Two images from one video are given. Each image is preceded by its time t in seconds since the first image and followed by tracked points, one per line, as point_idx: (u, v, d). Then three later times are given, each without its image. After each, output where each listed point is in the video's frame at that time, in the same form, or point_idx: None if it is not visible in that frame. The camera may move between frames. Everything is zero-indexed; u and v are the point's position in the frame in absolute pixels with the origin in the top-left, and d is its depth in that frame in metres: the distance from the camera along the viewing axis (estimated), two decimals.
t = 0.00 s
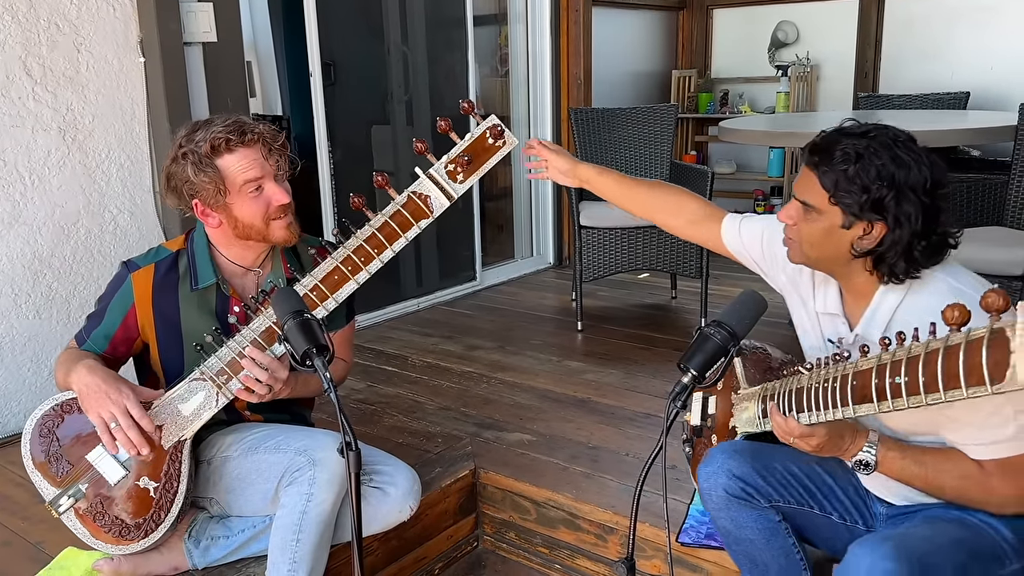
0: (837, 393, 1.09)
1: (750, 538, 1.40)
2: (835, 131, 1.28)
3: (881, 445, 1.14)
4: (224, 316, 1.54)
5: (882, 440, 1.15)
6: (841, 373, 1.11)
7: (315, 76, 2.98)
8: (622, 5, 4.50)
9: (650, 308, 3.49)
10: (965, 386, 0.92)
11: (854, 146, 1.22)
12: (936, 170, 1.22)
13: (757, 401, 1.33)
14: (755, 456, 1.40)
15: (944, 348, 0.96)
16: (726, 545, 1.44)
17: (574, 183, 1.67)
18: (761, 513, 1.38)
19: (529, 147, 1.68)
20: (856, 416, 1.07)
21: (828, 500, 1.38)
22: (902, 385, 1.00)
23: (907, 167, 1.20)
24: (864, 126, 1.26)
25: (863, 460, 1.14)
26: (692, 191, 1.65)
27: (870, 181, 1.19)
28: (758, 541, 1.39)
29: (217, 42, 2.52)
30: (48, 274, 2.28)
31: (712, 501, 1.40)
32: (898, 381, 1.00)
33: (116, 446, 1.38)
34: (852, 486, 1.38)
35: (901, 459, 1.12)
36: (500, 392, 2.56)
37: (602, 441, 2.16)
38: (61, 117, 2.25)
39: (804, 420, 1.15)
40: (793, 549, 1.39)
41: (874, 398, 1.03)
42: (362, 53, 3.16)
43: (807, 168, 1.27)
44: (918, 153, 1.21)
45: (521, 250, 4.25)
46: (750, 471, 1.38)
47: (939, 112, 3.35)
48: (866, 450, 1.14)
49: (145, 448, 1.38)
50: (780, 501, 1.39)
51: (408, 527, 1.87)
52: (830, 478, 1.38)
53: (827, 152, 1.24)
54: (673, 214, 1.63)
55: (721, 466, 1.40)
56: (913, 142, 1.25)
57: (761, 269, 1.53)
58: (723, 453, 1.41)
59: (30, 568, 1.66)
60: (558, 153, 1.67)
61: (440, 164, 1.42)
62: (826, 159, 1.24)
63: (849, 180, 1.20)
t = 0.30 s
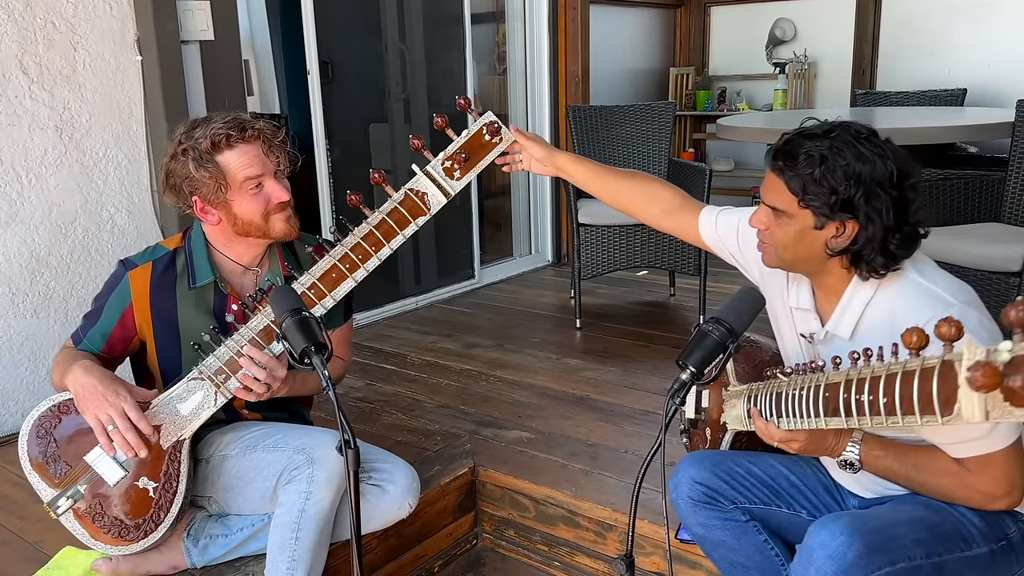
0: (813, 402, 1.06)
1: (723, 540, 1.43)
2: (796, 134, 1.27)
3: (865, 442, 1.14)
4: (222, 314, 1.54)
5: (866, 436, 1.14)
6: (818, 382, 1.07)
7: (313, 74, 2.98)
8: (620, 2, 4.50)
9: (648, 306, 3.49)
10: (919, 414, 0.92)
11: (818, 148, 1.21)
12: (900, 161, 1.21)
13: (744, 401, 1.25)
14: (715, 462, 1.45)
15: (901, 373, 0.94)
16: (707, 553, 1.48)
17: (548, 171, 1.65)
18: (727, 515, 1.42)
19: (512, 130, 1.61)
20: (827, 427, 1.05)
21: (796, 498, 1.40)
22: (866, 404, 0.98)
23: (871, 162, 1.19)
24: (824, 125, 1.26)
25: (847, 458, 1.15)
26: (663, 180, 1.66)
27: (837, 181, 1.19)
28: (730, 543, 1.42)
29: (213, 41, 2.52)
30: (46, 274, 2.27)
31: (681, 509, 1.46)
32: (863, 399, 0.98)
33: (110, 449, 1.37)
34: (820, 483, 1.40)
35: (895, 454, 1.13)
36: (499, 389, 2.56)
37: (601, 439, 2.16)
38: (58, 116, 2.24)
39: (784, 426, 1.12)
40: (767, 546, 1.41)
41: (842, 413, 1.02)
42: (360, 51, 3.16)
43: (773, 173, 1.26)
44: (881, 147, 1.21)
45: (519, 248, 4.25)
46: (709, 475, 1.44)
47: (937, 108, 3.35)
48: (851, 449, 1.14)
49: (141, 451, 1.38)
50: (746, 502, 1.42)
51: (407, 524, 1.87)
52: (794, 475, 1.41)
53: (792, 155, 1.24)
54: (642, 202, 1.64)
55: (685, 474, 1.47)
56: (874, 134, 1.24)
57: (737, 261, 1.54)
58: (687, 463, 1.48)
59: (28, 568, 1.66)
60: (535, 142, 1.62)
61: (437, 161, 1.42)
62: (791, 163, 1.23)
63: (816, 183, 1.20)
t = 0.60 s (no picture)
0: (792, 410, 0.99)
1: (709, 540, 1.44)
2: (786, 125, 1.27)
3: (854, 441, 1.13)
4: (217, 312, 1.53)
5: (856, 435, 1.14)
6: (797, 391, 1.00)
7: (308, 71, 2.97)
8: None
9: (645, 302, 3.49)
10: (871, 440, 0.84)
11: (806, 141, 1.21)
12: (885, 160, 1.22)
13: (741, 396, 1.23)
14: (699, 463, 1.47)
15: (862, 397, 0.86)
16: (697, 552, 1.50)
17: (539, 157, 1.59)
18: (711, 513, 1.43)
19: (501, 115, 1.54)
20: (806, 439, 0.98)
21: (780, 496, 1.40)
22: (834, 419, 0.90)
23: (857, 159, 1.19)
24: (813, 119, 1.26)
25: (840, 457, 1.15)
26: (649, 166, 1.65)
27: (822, 177, 1.19)
28: (716, 541, 1.43)
29: (208, 38, 2.51)
30: (41, 272, 2.27)
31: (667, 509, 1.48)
32: (831, 416, 0.90)
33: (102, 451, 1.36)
34: (805, 482, 1.39)
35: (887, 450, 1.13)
36: (496, 387, 2.55)
37: (599, 435, 2.16)
38: (52, 114, 2.23)
39: (772, 428, 1.07)
40: (754, 542, 1.41)
41: (816, 426, 0.93)
42: (355, 48, 3.15)
43: (758, 162, 1.26)
44: (867, 145, 1.21)
45: (516, 245, 4.25)
46: (694, 476, 1.45)
47: (934, 103, 3.35)
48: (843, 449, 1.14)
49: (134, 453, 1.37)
50: (730, 500, 1.43)
51: (404, 522, 1.87)
52: (779, 474, 1.41)
53: (778, 147, 1.24)
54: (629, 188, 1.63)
55: (670, 476, 1.49)
56: (862, 132, 1.25)
57: (719, 250, 1.55)
58: (674, 463, 1.49)
59: (24, 567, 1.66)
60: (522, 129, 1.55)
61: (434, 156, 1.42)
62: (778, 154, 1.23)
63: (801, 176, 1.20)
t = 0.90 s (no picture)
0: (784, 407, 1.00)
1: (705, 534, 1.44)
2: (778, 117, 1.27)
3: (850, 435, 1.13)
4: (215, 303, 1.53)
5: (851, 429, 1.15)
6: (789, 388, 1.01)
7: (304, 67, 2.97)
8: None
9: (644, 297, 3.48)
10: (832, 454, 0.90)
11: (797, 134, 1.21)
12: (878, 150, 1.21)
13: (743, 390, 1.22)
14: (694, 458, 1.46)
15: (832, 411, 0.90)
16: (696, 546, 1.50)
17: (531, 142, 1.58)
18: (706, 508, 1.43)
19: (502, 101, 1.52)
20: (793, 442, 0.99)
21: (774, 489, 1.40)
22: (815, 426, 0.92)
23: (849, 150, 1.19)
24: (805, 111, 1.25)
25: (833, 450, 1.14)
26: (647, 156, 1.63)
27: (815, 169, 1.19)
28: (713, 536, 1.43)
29: (204, 34, 2.50)
30: (38, 270, 2.26)
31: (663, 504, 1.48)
32: (812, 422, 0.92)
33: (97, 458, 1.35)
34: (800, 475, 1.39)
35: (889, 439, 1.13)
36: (496, 382, 2.55)
37: (598, 430, 2.16)
38: (48, 112, 2.23)
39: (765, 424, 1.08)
40: (749, 535, 1.41)
41: (795, 429, 0.96)
42: (352, 44, 3.14)
43: (750, 155, 1.26)
44: (860, 136, 1.21)
45: (515, 241, 4.24)
46: (688, 472, 1.45)
47: (932, 95, 3.34)
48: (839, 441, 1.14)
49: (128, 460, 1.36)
50: (726, 495, 1.43)
51: (404, 518, 1.87)
52: (773, 467, 1.41)
53: (770, 139, 1.23)
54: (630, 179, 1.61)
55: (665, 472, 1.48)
56: (855, 122, 1.24)
57: (719, 240, 1.55)
58: (669, 459, 1.49)
59: (24, 566, 1.65)
60: (518, 114, 1.52)
61: (428, 143, 1.39)
62: (770, 146, 1.23)
63: (794, 168, 1.20)
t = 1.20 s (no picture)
0: (785, 399, 0.99)
1: (710, 526, 1.44)
2: (777, 108, 1.26)
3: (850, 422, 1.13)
4: (212, 296, 1.54)
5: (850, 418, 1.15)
6: (790, 380, 1.01)
7: (301, 63, 2.96)
8: None
9: (643, 291, 3.48)
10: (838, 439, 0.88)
11: (797, 125, 1.20)
12: (878, 141, 1.21)
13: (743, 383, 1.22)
14: (696, 450, 1.46)
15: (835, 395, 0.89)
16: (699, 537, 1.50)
17: (528, 125, 1.56)
18: (709, 499, 1.44)
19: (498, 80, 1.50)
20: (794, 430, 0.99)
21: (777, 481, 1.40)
22: (818, 412, 0.91)
23: (849, 142, 1.18)
24: (804, 102, 1.25)
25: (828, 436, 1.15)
26: (649, 145, 1.62)
27: (815, 160, 1.18)
28: (717, 527, 1.43)
29: (200, 30, 2.50)
30: (36, 268, 2.26)
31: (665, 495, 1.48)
32: (814, 411, 0.92)
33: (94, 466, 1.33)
34: (803, 466, 1.39)
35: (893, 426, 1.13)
36: (495, 377, 2.55)
37: (598, 423, 2.16)
38: (44, 108, 2.22)
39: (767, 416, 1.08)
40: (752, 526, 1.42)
41: (795, 420, 0.96)
42: (348, 39, 3.13)
43: (750, 146, 1.26)
44: (859, 127, 1.20)
45: (513, 236, 4.24)
46: (691, 463, 1.45)
47: (930, 87, 3.34)
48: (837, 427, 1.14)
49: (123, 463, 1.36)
50: (729, 487, 1.43)
51: (404, 512, 1.87)
52: (776, 458, 1.41)
53: (770, 131, 1.23)
54: (630, 168, 1.60)
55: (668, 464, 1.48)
56: (855, 112, 1.24)
57: (722, 231, 1.55)
58: (671, 451, 1.49)
59: (24, 564, 1.65)
60: (515, 97, 1.50)
61: (423, 127, 1.37)
62: (769, 138, 1.22)
63: (794, 160, 1.19)
